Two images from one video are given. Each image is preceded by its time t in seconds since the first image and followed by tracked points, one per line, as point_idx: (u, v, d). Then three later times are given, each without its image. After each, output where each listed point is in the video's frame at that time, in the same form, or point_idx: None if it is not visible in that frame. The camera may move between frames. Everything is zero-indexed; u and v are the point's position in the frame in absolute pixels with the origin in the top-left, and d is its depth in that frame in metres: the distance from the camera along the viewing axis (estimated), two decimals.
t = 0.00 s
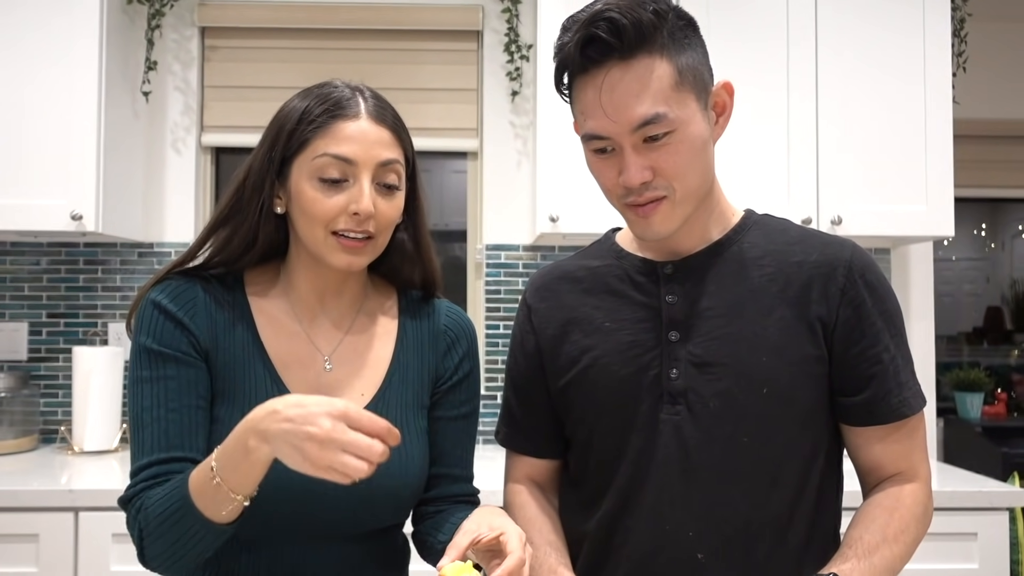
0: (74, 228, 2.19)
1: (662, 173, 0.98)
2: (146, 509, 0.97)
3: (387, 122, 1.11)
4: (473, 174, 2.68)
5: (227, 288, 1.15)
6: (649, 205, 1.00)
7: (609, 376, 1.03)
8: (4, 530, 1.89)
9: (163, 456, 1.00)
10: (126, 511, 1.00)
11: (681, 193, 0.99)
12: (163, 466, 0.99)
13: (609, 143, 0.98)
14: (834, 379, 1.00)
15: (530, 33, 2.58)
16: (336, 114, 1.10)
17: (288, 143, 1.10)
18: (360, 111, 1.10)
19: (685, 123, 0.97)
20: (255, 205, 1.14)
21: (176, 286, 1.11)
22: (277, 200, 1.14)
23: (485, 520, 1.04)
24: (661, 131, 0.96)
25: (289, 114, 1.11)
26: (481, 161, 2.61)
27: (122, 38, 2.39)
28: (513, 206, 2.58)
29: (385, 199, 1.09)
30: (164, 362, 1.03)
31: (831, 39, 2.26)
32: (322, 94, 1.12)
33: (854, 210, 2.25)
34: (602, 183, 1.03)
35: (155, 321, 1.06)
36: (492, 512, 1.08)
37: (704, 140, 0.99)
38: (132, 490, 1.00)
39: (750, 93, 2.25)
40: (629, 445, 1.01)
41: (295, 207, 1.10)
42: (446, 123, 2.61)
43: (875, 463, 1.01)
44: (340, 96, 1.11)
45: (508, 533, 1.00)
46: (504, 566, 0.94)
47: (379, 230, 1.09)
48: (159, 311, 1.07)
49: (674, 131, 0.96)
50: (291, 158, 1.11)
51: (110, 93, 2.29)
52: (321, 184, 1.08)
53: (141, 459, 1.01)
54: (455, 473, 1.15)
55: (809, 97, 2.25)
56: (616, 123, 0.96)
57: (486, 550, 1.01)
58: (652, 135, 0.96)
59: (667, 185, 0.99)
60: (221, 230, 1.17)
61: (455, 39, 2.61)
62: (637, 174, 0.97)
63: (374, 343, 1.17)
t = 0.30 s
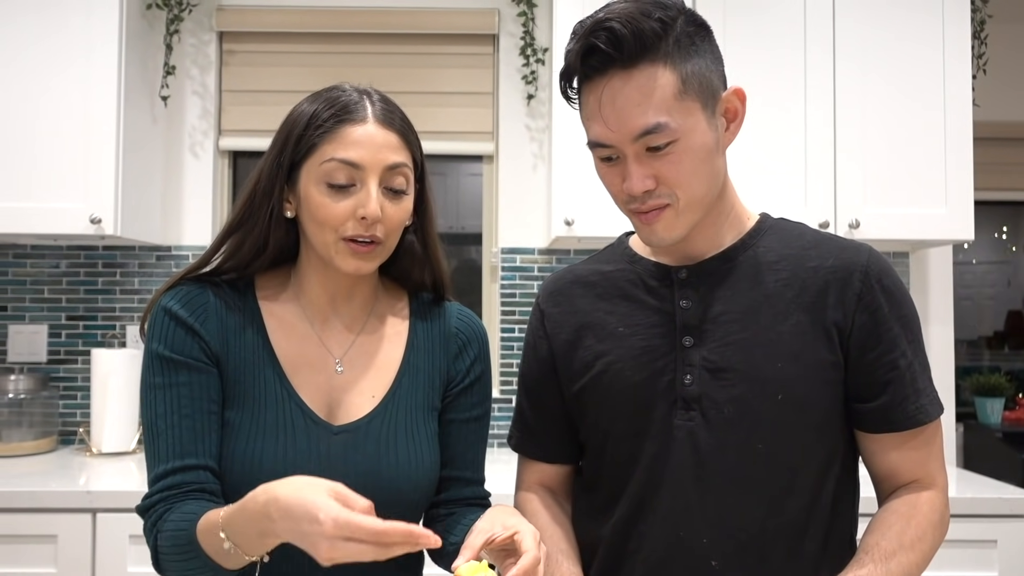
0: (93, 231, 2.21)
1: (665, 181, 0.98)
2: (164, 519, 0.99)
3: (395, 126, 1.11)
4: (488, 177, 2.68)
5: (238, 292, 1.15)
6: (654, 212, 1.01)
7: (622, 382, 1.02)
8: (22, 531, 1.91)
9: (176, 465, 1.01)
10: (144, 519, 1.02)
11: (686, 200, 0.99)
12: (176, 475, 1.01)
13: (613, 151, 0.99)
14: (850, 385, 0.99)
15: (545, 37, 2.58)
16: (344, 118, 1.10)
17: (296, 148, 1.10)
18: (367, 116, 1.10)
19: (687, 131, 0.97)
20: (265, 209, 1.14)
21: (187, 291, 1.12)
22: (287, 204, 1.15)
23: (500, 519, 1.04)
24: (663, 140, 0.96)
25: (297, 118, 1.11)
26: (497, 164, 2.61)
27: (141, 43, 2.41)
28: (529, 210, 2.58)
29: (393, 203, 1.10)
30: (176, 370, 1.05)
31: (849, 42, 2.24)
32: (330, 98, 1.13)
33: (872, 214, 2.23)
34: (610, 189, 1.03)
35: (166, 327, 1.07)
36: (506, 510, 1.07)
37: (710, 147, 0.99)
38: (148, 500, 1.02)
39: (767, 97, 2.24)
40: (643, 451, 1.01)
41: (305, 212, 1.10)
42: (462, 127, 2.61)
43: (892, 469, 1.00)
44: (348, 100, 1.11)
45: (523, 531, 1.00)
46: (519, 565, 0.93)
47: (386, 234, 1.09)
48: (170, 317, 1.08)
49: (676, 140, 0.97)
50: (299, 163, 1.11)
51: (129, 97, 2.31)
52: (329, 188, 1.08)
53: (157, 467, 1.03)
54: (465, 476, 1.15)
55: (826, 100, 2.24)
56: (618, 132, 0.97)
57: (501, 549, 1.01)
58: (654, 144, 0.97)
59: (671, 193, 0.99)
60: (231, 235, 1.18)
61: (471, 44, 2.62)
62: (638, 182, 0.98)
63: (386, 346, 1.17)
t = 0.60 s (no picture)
0: (104, 235, 2.22)
1: (672, 186, 0.98)
2: (181, 518, 0.99)
3: (397, 127, 1.11)
4: (497, 180, 2.68)
5: (246, 297, 1.16)
6: (661, 216, 1.01)
7: (631, 387, 1.02)
8: (32, 533, 1.92)
9: (192, 463, 1.01)
10: (160, 517, 1.02)
11: (694, 204, 1.00)
12: (192, 473, 1.01)
13: (623, 154, 0.99)
14: (860, 388, 0.99)
15: (553, 40, 2.58)
16: (345, 119, 1.10)
17: (298, 150, 1.11)
18: (367, 117, 1.10)
19: (697, 136, 0.97)
20: (271, 212, 1.15)
21: (196, 295, 1.12)
22: (292, 207, 1.15)
23: (508, 514, 1.03)
24: (672, 144, 0.96)
25: (300, 120, 1.12)
26: (505, 167, 2.61)
27: (151, 47, 2.43)
28: (537, 213, 2.58)
29: (395, 202, 1.10)
30: (190, 369, 1.05)
31: (857, 43, 2.23)
32: (332, 100, 1.13)
33: (881, 216, 2.23)
34: (617, 192, 1.03)
35: (178, 329, 1.07)
36: (515, 506, 1.07)
37: (719, 153, 0.99)
38: (164, 498, 1.02)
39: (775, 99, 2.23)
40: (653, 457, 1.01)
41: (308, 213, 1.11)
42: (471, 130, 2.61)
43: (901, 472, 0.99)
44: (349, 101, 1.12)
45: (532, 529, 0.99)
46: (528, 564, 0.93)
47: (390, 233, 1.09)
48: (181, 319, 1.08)
49: (686, 145, 0.96)
50: (302, 165, 1.11)
51: (139, 100, 2.32)
52: (331, 189, 1.08)
53: (171, 465, 1.03)
54: (475, 478, 1.15)
55: (835, 101, 2.23)
56: (627, 134, 0.97)
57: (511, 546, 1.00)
58: (663, 147, 0.96)
59: (678, 197, 0.99)
60: (237, 242, 1.18)
61: (478, 47, 2.62)
62: (647, 185, 0.98)
63: (393, 348, 1.17)
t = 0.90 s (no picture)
0: (112, 238, 2.23)
1: (673, 189, 0.98)
2: (200, 505, 0.97)
3: (396, 126, 1.12)
4: (503, 183, 2.68)
5: (250, 301, 1.15)
6: (663, 220, 1.00)
7: (636, 392, 1.02)
8: (39, 536, 1.92)
9: (205, 451, 1.00)
10: (173, 507, 1.00)
11: (695, 207, 0.99)
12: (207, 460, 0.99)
13: (621, 157, 0.99)
14: (867, 390, 0.98)
15: (560, 42, 2.57)
16: (344, 120, 1.10)
17: (297, 152, 1.11)
18: (365, 117, 1.10)
19: (695, 136, 0.96)
20: (273, 216, 1.14)
21: (202, 298, 1.12)
22: (293, 210, 1.15)
23: (522, 510, 1.02)
24: (670, 145, 0.96)
25: (299, 121, 1.12)
26: (511, 170, 2.61)
27: (158, 52, 2.43)
28: (544, 216, 2.58)
29: (395, 201, 1.10)
30: (201, 363, 1.05)
31: (865, 44, 2.22)
32: (331, 100, 1.13)
33: (889, 218, 2.22)
34: (619, 197, 1.03)
35: (187, 326, 1.07)
36: (529, 502, 1.05)
37: (717, 153, 0.99)
38: (179, 487, 1.00)
39: (782, 101, 2.23)
40: (660, 459, 1.00)
41: (309, 215, 1.11)
42: (478, 133, 2.61)
43: (908, 474, 0.99)
44: (347, 102, 1.12)
45: (550, 522, 0.99)
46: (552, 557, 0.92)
47: (390, 233, 1.09)
48: (188, 317, 1.08)
49: (684, 145, 0.96)
50: (301, 167, 1.11)
51: (147, 104, 2.33)
52: (331, 190, 1.09)
53: (184, 454, 1.01)
54: (483, 477, 1.15)
55: (843, 103, 2.22)
56: (626, 137, 0.97)
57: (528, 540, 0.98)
58: (662, 149, 0.96)
59: (679, 200, 0.99)
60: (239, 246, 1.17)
61: (484, 49, 2.62)
62: (647, 188, 0.97)
63: (399, 350, 1.17)
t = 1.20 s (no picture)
0: (115, 243, 2.23)
1: (677, 184, 0.96)
2: (183, 549, 0.98)
3: (393, 128, 1.11)
4: (508, 187, 2.67)
5: (241, 310, 1.14)
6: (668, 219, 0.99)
7: (633, 398, 1.00)
8: (41, 542, 1.92)
9: (188, 492, 1.00)
10: (164, 548, 1.01)
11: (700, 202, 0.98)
12: (193, 499, 1.00)
13: (621, 155, 0.98)
14: (865, 394, 0.97)
15: (563, 45, 2.56)
16: (342, 121, 1.09)
17: (295, 155, 1.10)
18: (364, 118, 1.10)
19: (696, 130, 0.96)
20: (265, 220, 1.13)
21: (189, 310, 1.12)
22: (287, 214, 1.14)
23: (519, 524, 1.01)
24: (672, 140, 0.95)
25: (295, 126, 1.11)
26: (515, 174, 2.60)
27: (163, 56, 2.43)
28: (548, 220, 2.57)
29: (395, 204, 1.09)
30: (185, 389, 1.04)
31: (870, 47, 2.21)
32: (328, 104, 1.12)
33: (895, 221, 2.20)
34: (619, 201, 1.02)
35: (173, 347, 1.07)
36: (527, 516, 1.04)
37: (719, 148, 0.98)
38: (167, 528, 1.01)
39: (788, 103, 2.21)
40: (658, 465, 0.98)
41: (306, 219, 1.09)
42: (483, 137, 2.61)
43: (910, 478, 0.98)
44: (344, 104, 1.11)
45: (544, 540, 0.97)
46: None
47: (390, 235, 1.08)
48: (176, 337, 1.07)
49: (686, 139, 0.95)
50: (298, 170, 1.10)
51: (150, 108, 2.33)
52: (330, 191, 1.07)
53: (172, 491, 1.02)
54: (479, 488, 1.14)
55: (849, 106, 2.21)
56: (628, 132, 0.96)
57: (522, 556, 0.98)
58: (664, 143, 0.95)
59: (684, 196, 0.97)
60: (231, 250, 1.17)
61: (488, 53, 2.61)
62: (649, 185, 0.96)
63: (394, 358, 1.16)
